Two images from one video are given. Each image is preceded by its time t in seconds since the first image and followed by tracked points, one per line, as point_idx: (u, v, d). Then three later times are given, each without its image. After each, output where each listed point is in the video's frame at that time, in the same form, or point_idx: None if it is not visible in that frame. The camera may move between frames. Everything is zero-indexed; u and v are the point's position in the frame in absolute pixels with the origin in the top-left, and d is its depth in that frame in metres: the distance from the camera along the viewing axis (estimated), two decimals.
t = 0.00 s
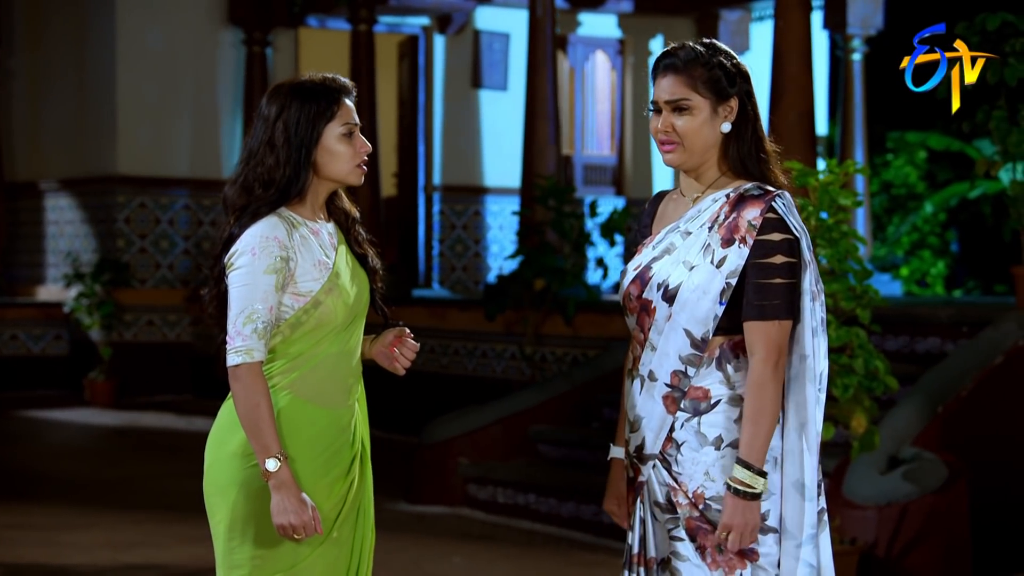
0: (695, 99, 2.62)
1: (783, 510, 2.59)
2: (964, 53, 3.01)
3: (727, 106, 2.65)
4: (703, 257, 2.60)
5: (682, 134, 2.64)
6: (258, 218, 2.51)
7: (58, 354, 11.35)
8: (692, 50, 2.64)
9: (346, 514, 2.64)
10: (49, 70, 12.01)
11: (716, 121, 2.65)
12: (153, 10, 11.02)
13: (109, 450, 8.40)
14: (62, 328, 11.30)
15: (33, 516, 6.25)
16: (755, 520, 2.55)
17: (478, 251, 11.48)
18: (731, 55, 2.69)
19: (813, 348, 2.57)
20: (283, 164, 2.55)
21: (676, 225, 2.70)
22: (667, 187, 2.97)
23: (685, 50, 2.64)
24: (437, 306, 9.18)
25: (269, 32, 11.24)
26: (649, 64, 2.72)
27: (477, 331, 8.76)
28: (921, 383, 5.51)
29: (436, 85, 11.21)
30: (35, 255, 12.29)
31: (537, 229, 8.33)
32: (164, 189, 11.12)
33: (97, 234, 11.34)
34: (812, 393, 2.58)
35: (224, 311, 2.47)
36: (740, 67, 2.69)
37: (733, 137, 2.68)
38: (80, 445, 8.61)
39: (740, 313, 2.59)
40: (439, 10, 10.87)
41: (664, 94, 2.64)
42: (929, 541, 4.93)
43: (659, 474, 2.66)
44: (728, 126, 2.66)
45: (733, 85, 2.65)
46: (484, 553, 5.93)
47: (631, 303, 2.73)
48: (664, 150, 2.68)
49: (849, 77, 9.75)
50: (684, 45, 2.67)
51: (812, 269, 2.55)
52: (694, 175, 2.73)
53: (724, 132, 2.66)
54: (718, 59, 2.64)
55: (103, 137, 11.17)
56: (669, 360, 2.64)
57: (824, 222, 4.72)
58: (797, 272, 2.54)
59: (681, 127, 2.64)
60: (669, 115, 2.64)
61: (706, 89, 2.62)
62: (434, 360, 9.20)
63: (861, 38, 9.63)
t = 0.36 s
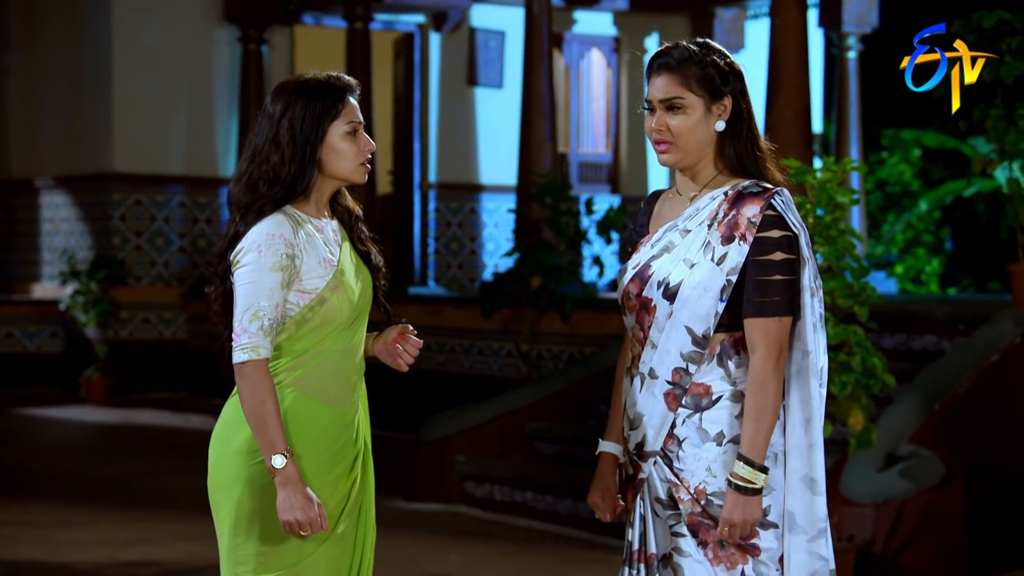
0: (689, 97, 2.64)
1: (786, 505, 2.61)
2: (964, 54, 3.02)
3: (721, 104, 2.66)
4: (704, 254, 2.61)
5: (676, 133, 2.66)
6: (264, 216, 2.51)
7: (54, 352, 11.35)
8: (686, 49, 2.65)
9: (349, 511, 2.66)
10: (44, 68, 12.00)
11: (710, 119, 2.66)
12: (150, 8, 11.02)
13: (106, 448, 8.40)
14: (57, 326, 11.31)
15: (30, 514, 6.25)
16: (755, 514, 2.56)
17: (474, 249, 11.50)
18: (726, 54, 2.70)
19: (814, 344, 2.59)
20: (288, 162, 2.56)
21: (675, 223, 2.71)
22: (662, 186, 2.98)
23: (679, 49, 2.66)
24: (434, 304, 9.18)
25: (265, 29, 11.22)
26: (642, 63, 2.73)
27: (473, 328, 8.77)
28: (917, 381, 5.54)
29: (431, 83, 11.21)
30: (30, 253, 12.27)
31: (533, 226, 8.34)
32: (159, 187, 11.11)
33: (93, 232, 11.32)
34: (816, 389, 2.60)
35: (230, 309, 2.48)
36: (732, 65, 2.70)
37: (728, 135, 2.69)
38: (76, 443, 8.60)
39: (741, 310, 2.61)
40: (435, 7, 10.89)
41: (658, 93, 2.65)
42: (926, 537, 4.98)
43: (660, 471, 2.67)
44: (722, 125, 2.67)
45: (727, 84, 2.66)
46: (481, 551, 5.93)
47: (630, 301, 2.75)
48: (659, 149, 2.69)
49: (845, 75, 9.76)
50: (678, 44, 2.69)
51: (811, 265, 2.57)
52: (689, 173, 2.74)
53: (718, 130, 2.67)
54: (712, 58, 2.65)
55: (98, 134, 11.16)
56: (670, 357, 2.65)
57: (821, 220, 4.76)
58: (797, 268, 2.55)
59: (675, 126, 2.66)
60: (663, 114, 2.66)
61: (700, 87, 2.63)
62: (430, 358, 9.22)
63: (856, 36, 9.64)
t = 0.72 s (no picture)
0: (685, 98, 2.65)
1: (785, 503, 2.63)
2: (964, 53, 3.03)
3: (717, 105, 2.67)
4: (702, 254, 2.63)
5: (672, 133, 2.67)
6: (269, 217, 2.52)
7: (48, 351, 11.34)
8: (682, 50, 2.66)
9: (352, 510, 2.67)
10: (38, 69, 11.99)
11: (706, 120, 2.67)
12: (144, 8, 11.01)
13: (101, 448, 8.39)
14: (51, 326, 11.30)
15: (26, 514, 6.24)
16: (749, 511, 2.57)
17: (468, 249, 11.51)
18: (721, 55, 2.71)
19: (813, 343, 2.60)
20: (293, 163, 2.57)
21: (672, 223, 2.73)
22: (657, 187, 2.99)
23: (675, 50, 2.67)
24: (429, 304, 9.18)
25: (259, 30, 11.21)
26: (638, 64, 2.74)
27: (468, 328, 8.77)
28: (914, 381, 5.57)
29: (425, 83, 11.22)
30: (24, 253, 12.26)
31: (528, 226, 8.35)
32: (154, 186, 11.11)
33: (88, 232, 11.31)
34: (816, 388, 2.62)
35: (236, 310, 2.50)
36: (728, 66, 2.71)
37: (725, 136, 2.71)
38: (70, 443, 8.59)
39: (739, 309, 2.62)
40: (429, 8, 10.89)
41: (654, 94, 2.67)
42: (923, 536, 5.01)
43: (659, 470, 2.69)
44: (718, 126, 2.68)
45: (723, 85, 2.67)
46: (478, 550, 5.94)
47: (628, 301, 2.76)
48: (654, 150, 2.70)
49: (839, 76, 9.78)
50: (675, 45, 2.70)
51: (808, 264, 2.58)
52: (686, 174, 2.76)
53: (714, 131, 2.69)
54: (708, 60, 2.67)
55: (92, 135, 11.14)
56: (668, 357, 2.66)
57: (818, 220, 4.78)
58: (794, 268, 2.57)
59: (671, 126, 2.67)
60: (659, 115, 2.67)
61: (696, 88, 2.65)
62: (426, 358, 9.22)
63: (850, 36, 9.67)
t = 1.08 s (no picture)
0: (678, 99, 2.66)
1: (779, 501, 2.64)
2: (964, 53, 3.04)
3: (711, 105, 2.69)
4: (696, 253, 2.64)
5: (666, 133, 2.68)
6: (272, 216, 2.53)
7: (40, 351, 11.33)
8: (674, 51, 2.68)
9: (352, 509, 2.67)
10: (30, 68, 11.97)
11: (700, 120, 2.69)
12: (136, 7, 11.00)
13: (94, 447, 8.38)
14: (43, 325, 11.29)
15: (21, 513, 6.23)
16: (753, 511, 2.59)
17: (460, 248, 11.52)
18: (714, 56, 2.73)
19: (807, 342, 2.62)
20: (297, 163, 2.58)
21: (666, 223, 2.74)
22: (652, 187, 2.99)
23: (667, 51, 2.68)
24: (421, 303, 9.18)
25: (252, 29, 11.19)
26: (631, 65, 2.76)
27: (461, 327, 8.77)
28: (908, 379, 5.61)
29: (417, 82, 11.21)
30: (16, 252, 12.24)
31: (521, 225, 8.36)
32: (146, 186, 11.09)
33: (79, 231, 11.29)
34: (810, 386, 2.64)
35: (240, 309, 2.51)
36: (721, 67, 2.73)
37: (719, 136, 2.72)
38: (63, 442, 8.58)
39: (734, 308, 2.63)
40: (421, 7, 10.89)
41: (648, 95, 2.67)
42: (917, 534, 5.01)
43: (654, 467, 2.70)
44: (711, 126, 2.70)
45: (716, 85, 2.69)
46: (473, 549, 5.95)
47: (622, 301, 2.77)
48: (649, 150, 2.71)
49: (830, 75, 9.81)
50: (669, 46, 2.71)
51: (802, 263, 2.60)
52: (681, 174, 2.77)
53: (707, 131, 2.70)
54: (700, 60, 2.68)
55: (84, 133, 11.12)
56: (663, 356, 2.67)
57: (812, 219, 4.81)
58: (788, 267, 2.59)
59: (665, 127, 2.68)
60: (653, 115, 2.68)
61: (690, 88, 2.66)
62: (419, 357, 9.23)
63: (841, 36, 9.69)
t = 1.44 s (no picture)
0: (676, 101, 2.66)
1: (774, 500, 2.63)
2: (964, 53, 3.03)
3: (707, 107, 2.68)
4: (693, 254, 2.63)
5: (663, 135, 2.67)
6: (273, 219, 2.52)
7: (30, 352, 11.29)
8: (672, 53, 2.66)
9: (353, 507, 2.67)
10: (19, 67, 11.92)
11: (695, 122, 2.68)
12: (126, 7, 10.96)
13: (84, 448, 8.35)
14: (33, 326, 11.26)
15: (12, 515, 6.21)
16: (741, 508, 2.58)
17: (451, 249, 11.50)
18: (710, 59, 2.72)
19: (802, 342, 2.61)
20: (299, 165, 2.56)
21: (662, 225, 2.73)
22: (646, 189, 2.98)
23: (664, 53, 2.67)
24: (413, 304, 9.16)
25: (242, 29, 11.14)
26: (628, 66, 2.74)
27: (453, 327, 8.75)
28: (902, 378, 5.62)
29: (408, 82, 11.20)
30: (5, 253, 12.19)
31: (513, 226, 8.35)
32: (137, 186, 11.05)
33: (69, 231, 11.25)
34: (803, 386, 2.63)
35: (243, 312, 2.50)
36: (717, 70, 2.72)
37: (715, 137, 2.72)
38: (53, 443, 8.55)
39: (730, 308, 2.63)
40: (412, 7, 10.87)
41: (646, 96, 2.66)
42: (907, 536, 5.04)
43: (652, 467, 2.69)
44: (708, 128, 2.69)
45: (713, 88, 2.68)
46: (466, 550, 5.93)
47: (620, 302, 2.76)
48: (645, 151, 2.70)
49: (821, 76, 9.81)
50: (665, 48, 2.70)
51: (798, 264, 2.59)
52: (676, 175, 2.76)
53: (703, 133, 2.70)
54: (698, 62, 2.67)
55: (73, 133, 11.08)
56: (661, 356, 2.66)
57: (806, 220, 4.80)
58: (783, 267, 2.58)
59: (662, 128, 2.67)
60: (651, 117, 2.67)
61: (687, 90, 2.65)
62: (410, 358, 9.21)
63: (832, 36, 9.69)
